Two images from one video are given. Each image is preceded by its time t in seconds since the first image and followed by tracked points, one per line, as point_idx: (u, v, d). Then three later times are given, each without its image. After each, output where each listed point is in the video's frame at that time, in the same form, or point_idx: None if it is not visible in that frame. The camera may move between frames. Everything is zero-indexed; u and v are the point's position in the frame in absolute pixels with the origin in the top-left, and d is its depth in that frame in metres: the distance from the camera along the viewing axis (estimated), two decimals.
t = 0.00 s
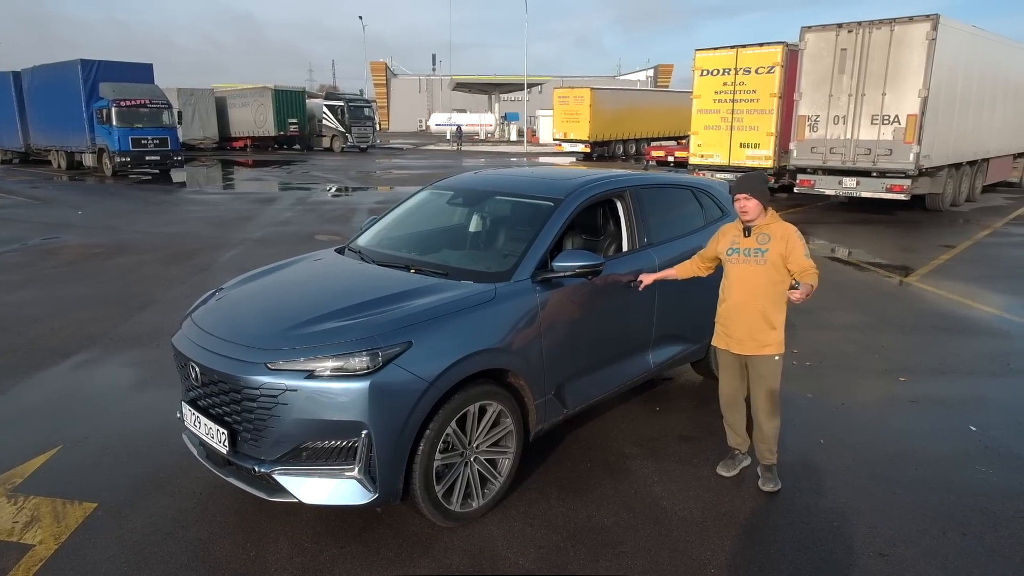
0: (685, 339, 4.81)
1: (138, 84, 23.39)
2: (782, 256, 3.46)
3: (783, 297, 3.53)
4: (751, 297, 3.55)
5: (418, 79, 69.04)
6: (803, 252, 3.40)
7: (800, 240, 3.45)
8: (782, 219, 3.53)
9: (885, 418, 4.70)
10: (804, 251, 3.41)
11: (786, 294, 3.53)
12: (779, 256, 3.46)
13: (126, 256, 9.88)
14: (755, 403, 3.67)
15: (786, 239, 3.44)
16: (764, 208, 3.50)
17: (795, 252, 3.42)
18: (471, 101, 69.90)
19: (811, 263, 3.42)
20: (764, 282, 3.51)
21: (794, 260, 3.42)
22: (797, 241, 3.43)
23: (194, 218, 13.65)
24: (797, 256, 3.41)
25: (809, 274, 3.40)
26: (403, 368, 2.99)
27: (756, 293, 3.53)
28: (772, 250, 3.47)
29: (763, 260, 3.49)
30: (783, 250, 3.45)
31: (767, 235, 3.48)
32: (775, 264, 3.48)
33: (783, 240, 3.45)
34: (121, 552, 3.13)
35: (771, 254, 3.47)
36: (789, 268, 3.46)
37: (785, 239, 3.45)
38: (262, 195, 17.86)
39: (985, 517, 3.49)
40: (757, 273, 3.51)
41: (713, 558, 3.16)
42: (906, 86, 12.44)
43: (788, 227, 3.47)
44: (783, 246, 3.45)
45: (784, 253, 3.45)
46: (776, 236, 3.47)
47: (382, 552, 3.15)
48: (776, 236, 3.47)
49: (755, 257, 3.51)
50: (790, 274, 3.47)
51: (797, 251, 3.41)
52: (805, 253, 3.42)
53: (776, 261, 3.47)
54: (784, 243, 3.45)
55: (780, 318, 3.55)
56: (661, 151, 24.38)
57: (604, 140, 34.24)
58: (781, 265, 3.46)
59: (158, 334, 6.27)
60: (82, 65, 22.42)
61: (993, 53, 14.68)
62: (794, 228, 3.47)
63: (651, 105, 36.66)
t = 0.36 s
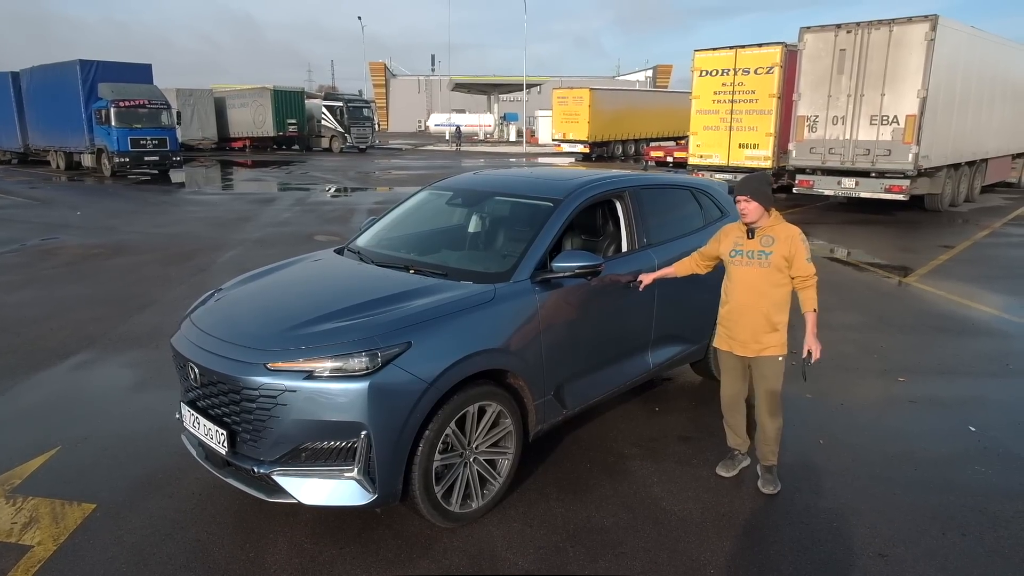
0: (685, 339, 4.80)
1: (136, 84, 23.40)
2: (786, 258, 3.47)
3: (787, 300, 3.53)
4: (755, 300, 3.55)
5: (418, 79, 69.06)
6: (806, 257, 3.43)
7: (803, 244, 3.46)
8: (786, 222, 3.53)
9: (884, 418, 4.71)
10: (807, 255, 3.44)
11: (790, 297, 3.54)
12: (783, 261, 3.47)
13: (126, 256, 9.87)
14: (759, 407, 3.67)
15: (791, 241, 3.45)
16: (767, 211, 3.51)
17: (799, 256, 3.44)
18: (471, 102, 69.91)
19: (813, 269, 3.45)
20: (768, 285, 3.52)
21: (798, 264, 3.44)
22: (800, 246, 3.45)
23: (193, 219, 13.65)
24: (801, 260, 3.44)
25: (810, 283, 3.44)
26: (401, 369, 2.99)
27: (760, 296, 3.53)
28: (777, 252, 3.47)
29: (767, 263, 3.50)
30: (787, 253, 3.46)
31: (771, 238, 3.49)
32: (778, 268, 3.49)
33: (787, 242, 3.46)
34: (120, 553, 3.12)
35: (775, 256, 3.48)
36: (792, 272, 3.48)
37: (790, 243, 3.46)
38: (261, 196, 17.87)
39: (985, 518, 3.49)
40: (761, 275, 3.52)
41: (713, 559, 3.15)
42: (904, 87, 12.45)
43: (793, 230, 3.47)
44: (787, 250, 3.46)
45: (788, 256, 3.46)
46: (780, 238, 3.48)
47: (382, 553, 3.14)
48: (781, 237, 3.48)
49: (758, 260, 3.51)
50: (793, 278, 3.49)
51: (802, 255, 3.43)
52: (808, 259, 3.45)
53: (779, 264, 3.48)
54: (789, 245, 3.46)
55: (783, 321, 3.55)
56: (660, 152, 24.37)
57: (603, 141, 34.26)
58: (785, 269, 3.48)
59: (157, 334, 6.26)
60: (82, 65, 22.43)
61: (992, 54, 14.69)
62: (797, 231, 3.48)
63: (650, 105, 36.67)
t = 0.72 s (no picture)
0: (684, 340, 4.81)
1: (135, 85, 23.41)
2: (783, 261, 3.47)
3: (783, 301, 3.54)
4: (752, 303, 3.55)
5: (416, 79, 69.11)
6: (803, 259, 3.44)
7: (799, 246, 3.48)
8: (781, 224, 3.53)
9: (883, 418, 4.71)
10: (803, 257, 3.45)
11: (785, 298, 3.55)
12: (780, 263, 3.47)
13: (124, 256, 9.88)
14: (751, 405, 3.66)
15: (788, 244, 3.46)
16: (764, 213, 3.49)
17: (796, 259, 3.45)
18: (470, 102, 69.93)
19: (809, 270, 3.47)
20: (764, 288, 3.52)
21: (795, 267, 3.46)
22: (796, 248, 3.46)
23: (192, 219, 13.65)
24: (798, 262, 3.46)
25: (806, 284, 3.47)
26: (400, 369, 2.99)
27: (756, 299, 3.53)
28: (773, 255, 3.47)
29: (764, 266, 3.49)
30: (783, 256, 3.46)
31: (767, 241, 3.49)
32: (775, 271, 3.49)
33: (783, 244, 3.46)
34: (118, 554, 3.12)
35: (771, 259, 3.47)
36: (788, 273, 3.49)
37: (786, 245, 3.46)
38: (260, 196, 17.87)
39: (982, 518, 3.50)
40: (757, 277, 3.52)
41: (711, 560, 3.15)
42: (903, 87, 12.46)
43: (788, 232, 3.48)
44: (784, 252, 3.46)
45: (785, 258, 3.47)
46: (776, 241, 3.48)
47: (380, 553, 3.14)
48: (777, 240, 3.47)
49: (755, 263, 3.51)
50: (789, 279, 3.50)
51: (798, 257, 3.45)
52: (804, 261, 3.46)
53: (776, 267, 3.48)
54: (785, 247, 3.46)
55: (780, 321, 3.56)
56: (659, 153, 24.38)
57: (602, 141, 34.28)
58: (781, 271, 3.48)
59: (155, 334, 6.26)
60: (80, 65, 22.46)
61: (990, 54, 14.71)
62: (793, 232, 3.49)
63: (649, 105, 36.67)
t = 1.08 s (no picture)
0: (682, 340, 4.81)
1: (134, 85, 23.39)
2: (772, 271, 3.36)
3: (772, 311, 3.43)
4: (737, 311, 3.46)
5: (415, 79, 69.11)
6: (793, 272, 3.33)
7: (791, 256, 3.35)
8: (777, 232, 3.41)
9: (881, 418, 4.71)
10: (793, 269, 3.34)
11: (775, 308, 3.45)
12: (768, 274, 3.37)
13: (123, 256, 9.87)
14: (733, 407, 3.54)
15: (778, 254, 3.34)
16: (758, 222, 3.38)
17: (786, 270, 3.34)
18: (469, 102, 69.95)
19: (799, 282, 3.36)
20: (751, 297, 3.42)
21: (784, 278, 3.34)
22: (787, 259, 3.34)
23: (191, 219, 13.64)
24: (788, 273, 3.34)
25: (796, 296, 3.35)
26: (399, 369, 2.99)
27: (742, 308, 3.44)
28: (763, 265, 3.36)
29: (752, 276, 3.40)
30: (774, 266, 3.35)
31: (758, 250, 3.38)
32: (764, 281, 3.39)
33: (774, 254, 3.34)
34: (116, 554, 3.11)
35: (760, 268, 3.38)
36: (777, 284, 3.38)
37: (777, 256, 3.35)
38: (259, 196, 17.88)
39: (982, 518, 3.50)
40: (745, 287, 3.42)
41: (710, 560, 3.15)
42: (902, 88, 12.46)
43: (781, 242, 3.36)
44: (774, 263, 3.35)
45: (774, 269, 3.36)
46: (767, 251, 3.37)
47: (379, 553, 3.14)
48: (768, 249, 3.36)
49: (744, 272, 3.42)
50: (779, 290, 3.39)
51: (788, 269, 3.33)
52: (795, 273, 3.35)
53: (765, 277, 3.38)
54: (775, 257, 3.35)
55: (767, 332, 3.45)
56: (658, 153, 24.41)
57: (601, 141, 34.30)
58: (769, 281, 3.38)
59: (154, 334, 6.26)
60: (79, 65, 22.44)
61: (989, 55, 14.72)
62: (787, 242, 3.37)
63: (648, 105, 36.69)
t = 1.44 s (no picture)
0: (681, 340, 4.81)
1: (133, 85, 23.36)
2: (761, 286, 3.17)
3: (758, 326, 3.25)
4: (720, 323, 3.30)
5: (415, 80, 69.12)
6: (783, 289, 3.13)
7: (782, 271, 3.15)
8: (772, 244, 3.20)
9: (881, 418, 4.71)
10: (785, 285, 3.13)
11: (762, 324, 3.26)
12: (757, 288, 3.18)
13: (122, 256, 9.86)
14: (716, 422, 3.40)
15: (769, 268, 3.14)
16: (752, 231, 3.17)
17: (776, 285, 3.14)
18: (468, 103, 69.98)
19: (789, 299, 3.15)
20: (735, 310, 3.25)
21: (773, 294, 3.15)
22: (779, 274, 3.14)
23: (190, 219, 13.63)
24: (777, 290, 3.14)
25: (785, 315, 3.15)
26: (398, 369, 2.98)
27: (727, 320, 3.28)
28: (752, 278, 3.17)
29: (739, 288, 3.22)
30: (763, 281, 3.16)
31: (748, 261, 3.19)
32: (751, 295, 3.20)
33: (765, 268, 3.15)
34: (115, 555, 3.11)
35: (748, 282, 3.19)
36: (766, 300, 3.19)
37: (768, 270, 3.15)
38: (259, 196, 17.89)
39: (982, 517, 3.50)
40: (732, 299, 3.25)
41: (710, 560, 3.15)
42: (901, 88, 12.47)
43: (774, 255, 3.15)
44: (764, 277, 3.16)
45: (763, 283, 3.17)
46: (757, 263, 3.17)
47: (378, 553, 3.14)
48: (759, 262, 3.17)
49: (732, 283, 3.24)
50: (768, 306, 3.20)
51: (779, 285, 3.13)
52: (786, 290, 3.15)
53: (753, 291, 3.19)
54: (766, 271, 3.15)
55: (751, 348, 3.28)
56: (657, 153, 24.42)
57: (601, 141, 34.33)
58: (757, 295, 3.20)
59: (153, 334, 6.26)
60: (77, 65, 22.42)
61: (988, 55, 14.74)
62: (781, 255, 3.16)
63: (647, 106, 36.72)
